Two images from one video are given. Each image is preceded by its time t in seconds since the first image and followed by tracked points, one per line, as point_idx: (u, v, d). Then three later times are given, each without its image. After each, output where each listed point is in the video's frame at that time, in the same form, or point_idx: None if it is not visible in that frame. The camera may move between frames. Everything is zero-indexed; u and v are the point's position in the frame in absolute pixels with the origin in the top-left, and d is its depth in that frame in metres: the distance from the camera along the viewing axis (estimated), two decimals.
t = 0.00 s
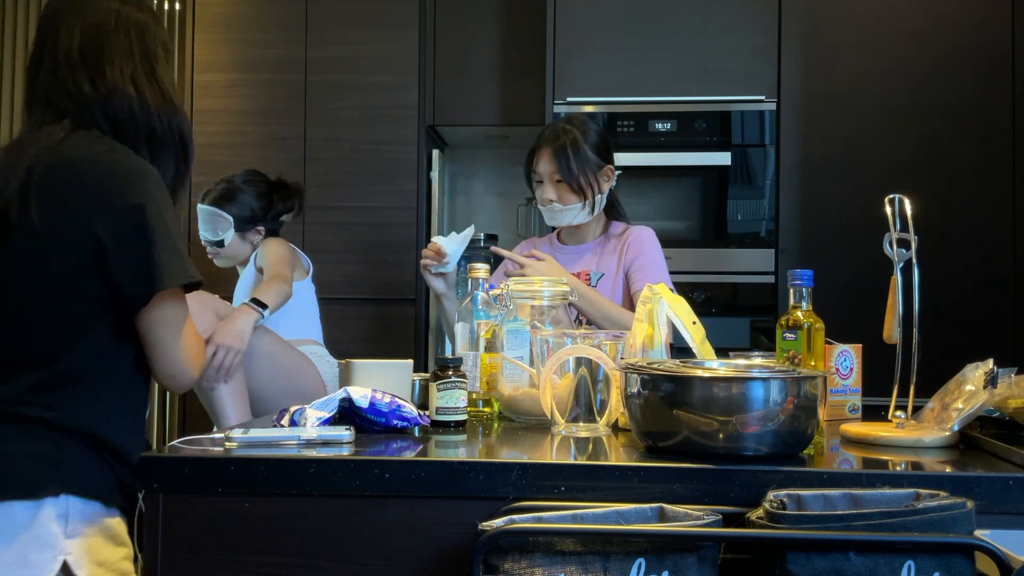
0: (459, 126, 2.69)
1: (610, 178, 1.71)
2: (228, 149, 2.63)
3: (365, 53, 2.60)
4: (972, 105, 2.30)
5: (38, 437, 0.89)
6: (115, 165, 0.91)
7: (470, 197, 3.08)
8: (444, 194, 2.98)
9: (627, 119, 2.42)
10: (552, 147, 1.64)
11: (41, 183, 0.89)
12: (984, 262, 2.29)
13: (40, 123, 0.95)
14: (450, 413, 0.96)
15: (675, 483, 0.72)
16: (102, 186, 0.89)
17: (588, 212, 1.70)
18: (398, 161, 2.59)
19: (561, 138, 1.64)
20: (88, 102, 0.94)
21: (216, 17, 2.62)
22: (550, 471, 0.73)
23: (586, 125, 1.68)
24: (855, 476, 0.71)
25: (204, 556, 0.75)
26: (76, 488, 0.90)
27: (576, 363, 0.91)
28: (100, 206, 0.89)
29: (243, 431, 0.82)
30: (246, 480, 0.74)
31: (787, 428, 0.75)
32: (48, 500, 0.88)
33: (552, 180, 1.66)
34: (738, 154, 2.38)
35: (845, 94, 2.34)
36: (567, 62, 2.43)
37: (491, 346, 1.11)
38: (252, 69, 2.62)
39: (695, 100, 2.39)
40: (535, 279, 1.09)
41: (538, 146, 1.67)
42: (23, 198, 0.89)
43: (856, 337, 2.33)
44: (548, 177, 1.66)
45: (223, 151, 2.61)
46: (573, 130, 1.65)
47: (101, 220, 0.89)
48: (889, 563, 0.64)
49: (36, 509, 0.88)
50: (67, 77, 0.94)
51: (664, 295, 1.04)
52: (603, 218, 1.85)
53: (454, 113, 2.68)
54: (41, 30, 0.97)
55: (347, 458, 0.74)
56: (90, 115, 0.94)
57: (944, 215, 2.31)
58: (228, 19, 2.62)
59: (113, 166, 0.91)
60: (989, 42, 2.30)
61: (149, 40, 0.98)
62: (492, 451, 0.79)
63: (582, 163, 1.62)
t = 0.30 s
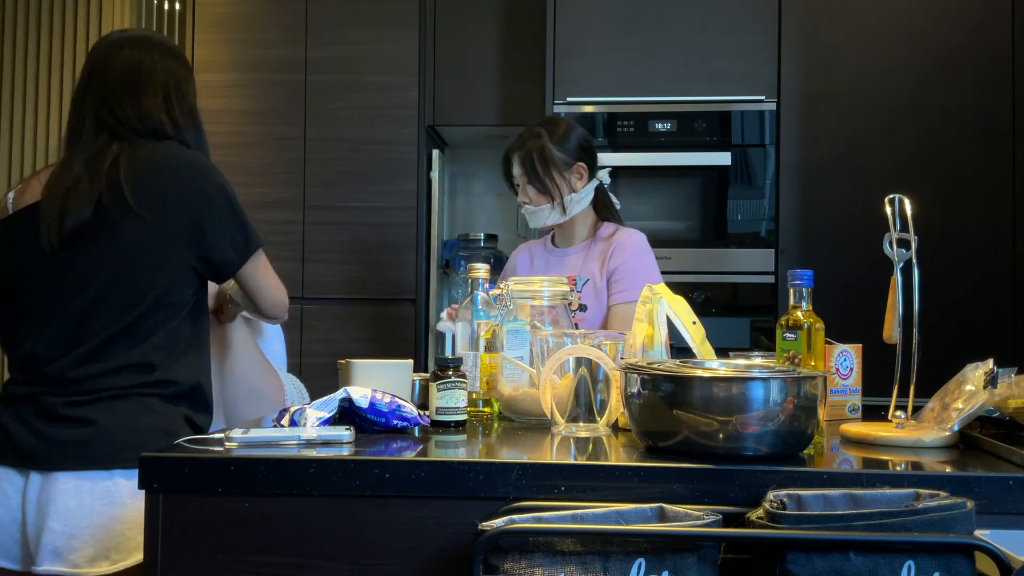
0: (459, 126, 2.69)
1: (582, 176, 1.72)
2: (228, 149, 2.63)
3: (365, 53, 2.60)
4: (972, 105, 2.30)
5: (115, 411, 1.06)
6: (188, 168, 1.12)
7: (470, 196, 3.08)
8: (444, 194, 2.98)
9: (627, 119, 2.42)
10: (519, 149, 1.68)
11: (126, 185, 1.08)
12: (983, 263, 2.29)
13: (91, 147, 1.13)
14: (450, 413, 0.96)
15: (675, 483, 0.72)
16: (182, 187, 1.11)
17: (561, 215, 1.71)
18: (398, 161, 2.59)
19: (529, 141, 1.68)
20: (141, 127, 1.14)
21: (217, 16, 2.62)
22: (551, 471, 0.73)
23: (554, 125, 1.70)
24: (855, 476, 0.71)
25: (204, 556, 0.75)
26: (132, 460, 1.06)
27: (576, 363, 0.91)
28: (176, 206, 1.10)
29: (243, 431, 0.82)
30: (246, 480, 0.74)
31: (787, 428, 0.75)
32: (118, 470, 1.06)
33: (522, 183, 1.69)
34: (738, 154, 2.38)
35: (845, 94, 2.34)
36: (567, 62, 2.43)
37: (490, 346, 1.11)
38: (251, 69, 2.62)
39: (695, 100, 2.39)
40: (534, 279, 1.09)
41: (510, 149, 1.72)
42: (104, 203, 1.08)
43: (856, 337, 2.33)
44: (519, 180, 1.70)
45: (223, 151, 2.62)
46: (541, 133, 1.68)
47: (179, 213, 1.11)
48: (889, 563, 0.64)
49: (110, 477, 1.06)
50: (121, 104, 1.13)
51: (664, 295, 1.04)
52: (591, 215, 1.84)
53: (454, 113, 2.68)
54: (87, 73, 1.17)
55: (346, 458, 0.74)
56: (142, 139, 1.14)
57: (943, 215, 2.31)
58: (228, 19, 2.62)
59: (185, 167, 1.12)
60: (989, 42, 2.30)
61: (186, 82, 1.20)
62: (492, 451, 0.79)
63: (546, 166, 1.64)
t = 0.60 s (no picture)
0: (458, 126, 2.69)
1: (441, 229, 1.80)
2: (228, 149, 2.63)
3: (365, 53, 2.60)
4: (972, 105, 2.30)
5: (93, 408, 1.13)
6: (151, 169, 1.19)
7: (470, 197, 3.07)
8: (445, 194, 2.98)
9: (627, 119, 2.42)
10: (373, 200, 1.72)
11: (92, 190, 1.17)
12: (983, 262, 2.29)
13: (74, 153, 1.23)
14: (451, 413, 0.96)
15: (675, 483, 0.72)
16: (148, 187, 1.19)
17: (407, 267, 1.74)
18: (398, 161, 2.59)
19: (382, 190, 1.74)
20: (113, 129, 1.22)
21: (216, 17, 2.62)
22: (550, 471, 0.73)
23: (410, 178, 1.79)
24: (855, 476, 0.71)
25: (203, 556, 0.75)
26: (106, 455, 1.13)
27: (576, 364, 0.91)
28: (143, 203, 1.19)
29: (244, 431, 0.82)
30: (246, 480, 0.74)
31: (787, 428, 0.75)
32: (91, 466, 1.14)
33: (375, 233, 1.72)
34: (738, 154, 2.38)
35: (844, 94, 2.34)
36: (567, 62, 2.43)
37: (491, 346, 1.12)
38: (251, 69, 2.62)
39: (695, 100, 2.39)
40: (534, 279, 1.09)
41: (364, 197, 1.76)
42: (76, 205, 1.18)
43: (856, 337, 2.33)
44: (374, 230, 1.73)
45: (223, 151, 2.61)
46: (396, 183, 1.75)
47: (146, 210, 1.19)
48: (889, 563, 0.64)
49: (82, 473, 1.13)
50: (93, 111, 1.22)
51: (664, 295, 1.04)
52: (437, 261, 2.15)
53: (454, 113, 2.68)
54: (66, 77, 1.26)
55: (347, 459, 0.74)
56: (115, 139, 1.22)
57: (943, 215, 2.31)
58: (228, 19, 2.62)
59: (152, 164, 1.20)
60: (988, 42, 2.30)
61: (157, 79, 1.26)
62: (492, 451, 0.79)
63: (399, 216, 1.69)
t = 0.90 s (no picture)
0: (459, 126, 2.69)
1: (443, 229, 1.81)
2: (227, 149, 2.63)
3: (365, 53, 2.60)
4: (972, 105, 2.30)
5: (86, 416, 1.03)
6: (188, 189, 1.07)
7: (470, 197, 3.07)
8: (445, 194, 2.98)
9: (627, 119, 2.42)
10: (378, 193, 1.72)
11: (110, 198, 1.04)
12: (983, 263, 2.29)
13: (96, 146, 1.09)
14: (452, 413, 0.96)
15: (675, 483, 0.72)
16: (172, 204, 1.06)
17: (407, 264, 1.73)
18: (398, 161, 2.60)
19: (387, 184, 1.74)
20: (147, 133, 1.09)
21: (217, 17, 2.62)
22: (550, 471, 0.73)
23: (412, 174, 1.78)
24: (855, 476, 0.71)
25: (204, 556, 0.75)
26: (101, 464, 1.02)
27: (576, 363, 0.91)
28: (153, 222, 1.05)
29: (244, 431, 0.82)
30: (246, 480, 0.74)
31: (787, 428, 0.75)
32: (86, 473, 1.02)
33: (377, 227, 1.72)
34: (738, 154, 2.37)
35: (845, 94, 2.34)
36: (567, 62, 2.43)
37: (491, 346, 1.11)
38: (252, 69, 2.62)
39: (695, 100, 2.39)
40: (534, 279, 1.09)
41: (366, 191, 1.77)
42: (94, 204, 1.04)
43: (856, 337, 2.33)
44: (376, 224, 1.73)
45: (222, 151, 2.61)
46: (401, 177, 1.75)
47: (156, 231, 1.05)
48: (890, 563, 0.64)
49: (76, 482, 1.02)
50: (132, 102, 1.08)
51: (664, 295, 1.04)
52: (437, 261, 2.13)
53: (454, 112, 2.68)
54: (108, 66, 1.12)
55: (346, 459, 0.74)
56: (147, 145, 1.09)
57: (944, 215, 2.31)
58: (228, 19, 2.62)
59: (178, 188, 1.06)
60: (989, 42, 2.30)
61: (200, 86, 1.12)
62: (492, 451, 0.79)
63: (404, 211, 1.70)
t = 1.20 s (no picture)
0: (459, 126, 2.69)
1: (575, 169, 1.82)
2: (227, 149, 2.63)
3: (365, 54, 2.60)
4: (972, 106, 2.30)
5: (117, 405, 1.05)
6: (224, 196, 1.10)
7: (470, 197, 3.08)
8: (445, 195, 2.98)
9: (627, 119, 2.42)
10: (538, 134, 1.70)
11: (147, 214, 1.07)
12: (983, 263, 2.29)
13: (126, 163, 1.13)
14: (452, 413, 0.96)
15: (675, 483, 0.72)
16: (190, 211, 1.08)
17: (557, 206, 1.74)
18: (398, 162, 2.60)
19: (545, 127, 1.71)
20: (169, 145, 1.12)
21: (217, 17, 2.62)
22: (550, 471, 0.73)
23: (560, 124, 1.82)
24: (855, 476, 0.71)
25: (204, 556, 0.75)
26: (128, 450, 1.05)
27: (576, 363, 0.91)
28: (191, 228, 1.08)
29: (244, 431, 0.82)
30: (246, 480, 0.74)
31: (787, 428, 0.75)
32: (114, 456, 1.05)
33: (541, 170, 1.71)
34: (738, 154, 2.37)
35: (845, 94, 2.34)
36: (567, 62, 2.43)
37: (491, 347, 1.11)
38: (252, 69, 2.62)
39: (695, 100, 2.39)
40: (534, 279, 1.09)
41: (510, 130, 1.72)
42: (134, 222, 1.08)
43: (856, 337, 2.33)
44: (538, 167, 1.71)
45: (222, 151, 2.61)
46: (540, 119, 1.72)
47: (177, 243, 1.08)
48: (889, 563, 0.64)
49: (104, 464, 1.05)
50: (150, 116, 1.11)
51: (664, 295, 1.04)
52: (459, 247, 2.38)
53: (454, 112, 2.68)
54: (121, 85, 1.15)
55: (346, 459, 0.74)
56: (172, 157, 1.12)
57: (944, 215, 2.31)
58: (228, 19, 2.62)
59: (212, 195, 1.09)
60: (989, 43, 2.30)
61: (208, 88, 1.14)
62: (492, 451, 0.79)
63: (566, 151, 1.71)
